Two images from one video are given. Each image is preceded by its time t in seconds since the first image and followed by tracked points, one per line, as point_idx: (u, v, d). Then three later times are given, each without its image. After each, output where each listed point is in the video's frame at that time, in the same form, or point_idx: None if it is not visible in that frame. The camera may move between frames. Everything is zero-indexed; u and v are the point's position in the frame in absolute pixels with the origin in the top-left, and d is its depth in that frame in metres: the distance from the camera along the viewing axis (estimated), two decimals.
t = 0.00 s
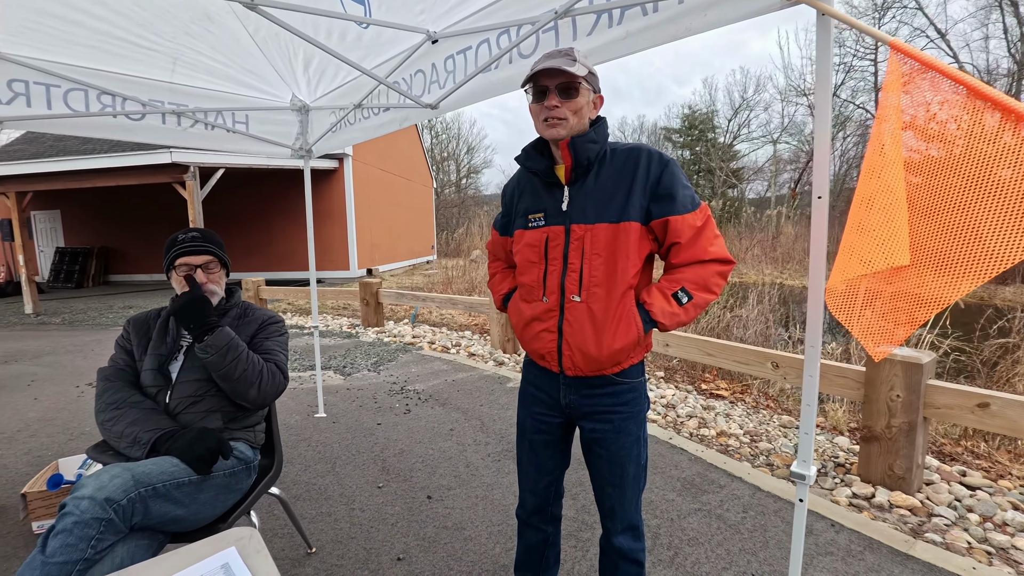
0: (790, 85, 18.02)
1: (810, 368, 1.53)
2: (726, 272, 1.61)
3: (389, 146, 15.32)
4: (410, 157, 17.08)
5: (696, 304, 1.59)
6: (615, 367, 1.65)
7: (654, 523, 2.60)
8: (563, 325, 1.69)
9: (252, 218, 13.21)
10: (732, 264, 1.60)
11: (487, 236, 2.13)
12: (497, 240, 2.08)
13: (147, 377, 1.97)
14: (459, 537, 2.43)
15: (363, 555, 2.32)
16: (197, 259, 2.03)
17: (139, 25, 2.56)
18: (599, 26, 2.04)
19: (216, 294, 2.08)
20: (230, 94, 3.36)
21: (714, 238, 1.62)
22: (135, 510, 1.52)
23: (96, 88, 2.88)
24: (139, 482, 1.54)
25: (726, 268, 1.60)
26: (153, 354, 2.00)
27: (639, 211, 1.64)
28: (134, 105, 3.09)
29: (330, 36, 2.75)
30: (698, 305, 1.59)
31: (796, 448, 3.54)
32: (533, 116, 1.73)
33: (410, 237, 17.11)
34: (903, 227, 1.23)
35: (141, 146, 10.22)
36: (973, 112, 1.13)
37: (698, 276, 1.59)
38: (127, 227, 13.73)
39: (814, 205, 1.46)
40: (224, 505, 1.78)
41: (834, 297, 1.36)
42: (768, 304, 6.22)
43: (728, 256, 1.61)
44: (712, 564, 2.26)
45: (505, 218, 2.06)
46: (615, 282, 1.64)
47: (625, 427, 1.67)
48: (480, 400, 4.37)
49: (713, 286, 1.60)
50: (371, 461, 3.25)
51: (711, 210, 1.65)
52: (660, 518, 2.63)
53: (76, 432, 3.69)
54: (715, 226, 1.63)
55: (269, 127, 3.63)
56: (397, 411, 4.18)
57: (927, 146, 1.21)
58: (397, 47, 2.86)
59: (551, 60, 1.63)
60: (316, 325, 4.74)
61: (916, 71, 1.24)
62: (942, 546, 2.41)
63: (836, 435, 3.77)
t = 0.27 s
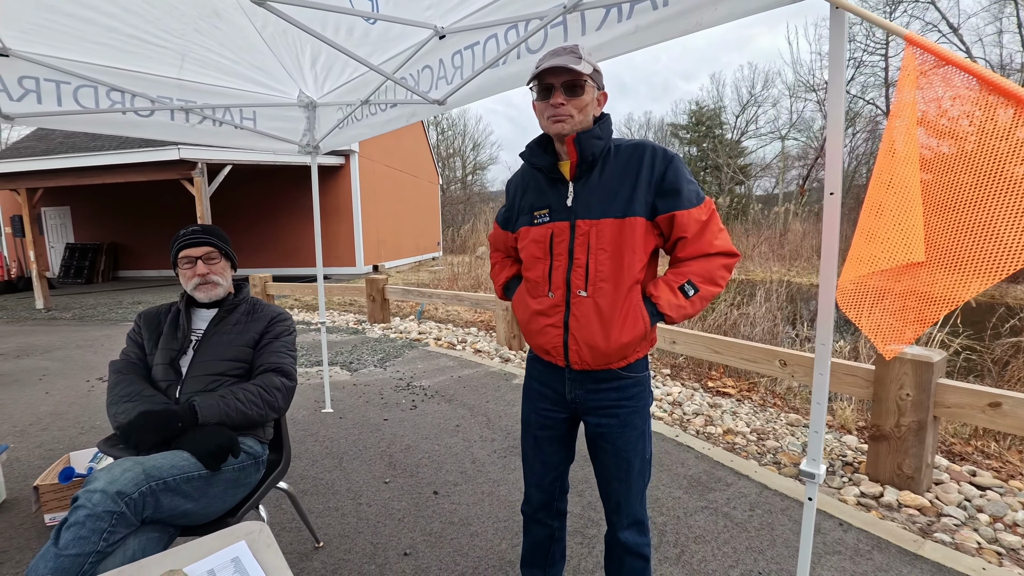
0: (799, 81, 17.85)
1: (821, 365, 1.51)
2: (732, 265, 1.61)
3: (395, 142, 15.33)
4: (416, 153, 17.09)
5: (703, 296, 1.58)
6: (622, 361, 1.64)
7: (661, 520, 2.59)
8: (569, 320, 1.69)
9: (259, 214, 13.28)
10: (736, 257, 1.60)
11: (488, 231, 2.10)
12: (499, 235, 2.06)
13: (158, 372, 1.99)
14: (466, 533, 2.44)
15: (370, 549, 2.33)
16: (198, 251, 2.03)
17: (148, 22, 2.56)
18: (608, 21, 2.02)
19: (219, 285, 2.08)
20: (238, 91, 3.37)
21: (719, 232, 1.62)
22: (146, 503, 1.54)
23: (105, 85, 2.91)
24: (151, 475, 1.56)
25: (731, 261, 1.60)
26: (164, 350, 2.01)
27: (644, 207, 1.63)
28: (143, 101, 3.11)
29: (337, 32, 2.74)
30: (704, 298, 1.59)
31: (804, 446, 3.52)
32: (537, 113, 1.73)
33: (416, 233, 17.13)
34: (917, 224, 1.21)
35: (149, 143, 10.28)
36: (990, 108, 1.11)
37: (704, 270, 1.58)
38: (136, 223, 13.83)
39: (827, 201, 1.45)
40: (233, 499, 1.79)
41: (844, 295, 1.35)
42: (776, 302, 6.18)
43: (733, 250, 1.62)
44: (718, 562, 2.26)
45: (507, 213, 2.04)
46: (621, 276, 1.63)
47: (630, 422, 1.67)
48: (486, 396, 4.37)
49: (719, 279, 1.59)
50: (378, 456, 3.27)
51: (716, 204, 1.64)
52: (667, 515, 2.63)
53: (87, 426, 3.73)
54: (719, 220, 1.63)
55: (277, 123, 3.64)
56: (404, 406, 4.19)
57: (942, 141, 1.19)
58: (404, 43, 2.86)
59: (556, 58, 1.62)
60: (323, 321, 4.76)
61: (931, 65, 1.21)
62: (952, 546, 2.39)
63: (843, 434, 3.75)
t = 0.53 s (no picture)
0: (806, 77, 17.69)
1: (829, 363, 1.51)
2: (736, 263, 1.61)
3: (400, 140, 15.34)
4: (421, 151, 17.10)
5: (706, 294, 1.58)
6: (625, 358, 1.65)
7: (666, 518, 2.59)
8: (573, 317, 1.69)
9: (266, 211, 13.34)
10: (741, 255, 1.59)
11: (494, 228, 2.11)
12: (504, 232, 2.06)
13: (168, 368, 2.01)
14: (471, 529, 2.45)
15: (376, 545, 2.34)
16: (202, 252, 2.04)
17: (155, 20, 2.58)
18: (616, 17, 2.02)
19: (223, 286, 2.08)
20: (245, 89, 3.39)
21: (724, 230, 1.62)
22: (157, 497, 1.55)
23: (114, 83, 2.94)
24: (161, 470, 1.57)
25: (735, 259, 1.60)
26: (174, 346, 2.03)
27: (649, 205, 1.63)
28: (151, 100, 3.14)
29: (344, 29, 2.75)
30: (708, 296, 1.58)
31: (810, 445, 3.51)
32: (543, 112, 1.72)
33: (422, 231, 17.15)
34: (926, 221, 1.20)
35: (157, 141, 10.34)
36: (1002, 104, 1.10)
37: (708, 267, 1.58)
38: (144, 220, 13.93)
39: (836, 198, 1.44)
40: (242, 494, 1.81)
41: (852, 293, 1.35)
42: (783, 300, 6.14)
43: (737, 247, 1.61)
44: (724, 561, 2.26)
45: (512, 210, 2.04)
46: (626, 274, 1.63)
47: (633, 418, 1.67)
48: (492, 394, 4.38)
49: (723, 277, 1.59)
50: (384, 452, 3.28)
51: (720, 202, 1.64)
52: (672, 513, 2.63)
53: (96, 421, 3.77)
54: (724, 218, 1.62)
55: (283, 121, 3.66)
56: (409, 403, 4.21)
57: (953, 138, 1.17)
58: (411, 40, 2.86)
59: (562, 56, 1.62)
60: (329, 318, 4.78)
61: (942, 60, 1.20)
62: (959, 547, 2.38)
63: (850, 433, 3.73)
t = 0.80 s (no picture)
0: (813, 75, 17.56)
1: (834, 363, 1.51)
2: (740, 264, 1.61)
3: (405, 138, 15.36)
4: (426, 149, 17.11)
5: (710, 295, 1.59)
6: (628, 358, 1.65)
7: (671, 517, 2.60)
8: (577, 317, 1.70)
9: (272, 210, 13.40)
10: (745, 256, 1.59)
11: (499, 227, 2.12)
12: (509, 231, 2.07)
13: (177, 366, 2.03)
14: (476, 527, 2.46)
15: (382, 542, 2.36)
16: (210, 251, 2.06)
17: (164, 21, 2.60)
18: (622, 17, 2.02)
19: (229, 285, 2.10)
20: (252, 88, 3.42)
21: (728, 231, 1.62)
22: (168, 492, 1.57)
23: (124, 83, 2.96)
24: (173, 465, 1.59)
25: (739, 260, 1.60)
26: (184, 344, 2.05)
27: (653, 206, 1.63)
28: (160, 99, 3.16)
29: (351, 29, 2.76)
30: (711, 296, 1.59)
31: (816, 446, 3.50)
32: (548, 112, 1.73)
33: (426, 230, 17.18)
34: (934, 222, 1.20)
35: (164, 140, 10.40)
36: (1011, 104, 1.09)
37: (712, 269, 1.59)
38: (151, 219, 14.03)
39: (842, 198, 1.44)
40: (251, 490, 1.83)
41: (858, 293, 1.35)
42: (789, 300, 6.12)
43: (741, 248, 1.61)
44: (729, 560, 2.26)
45: (517, 209, 2.05)
46: (630, 274, 1.64)
47: (637, 416, 1.68)
48: (497, 392, 4.39)
49: (727, 278, 1.60)
50: (389, 450, 3.30)
51: (725, 203, 1.64)
52: (677, 512, 2.63)
53: (106, 417, 3.81)
54: (728, 219, 1.62)
55: (290, 120, 3.68)
56: (415, 401, 4.23)
57: (961, 137, 1.17)
58: (417, 39, 2.87)
59: (567, 57, 1.62)
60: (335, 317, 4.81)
61: (950, 59, 1.19)
62: (966, 548, 2.37)
63: (856, 433, 3.72)
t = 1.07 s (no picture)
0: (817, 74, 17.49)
1: (836, 360, 1.51)
2: (741, 261, 1.61)
3: (408, 137, 15.37)
4: (429, 148, 17.13)
5: (709, 293, 1.59)
6: (628, 354, 1.66)
7: (672, 514, 2.61)
8: (577, 314, 1.71)
9: (275, 208, 13.44)
10: (745, 253, 1.60)
11: (501, 224, 2.13)
12: (511, 228, 2.08)
13: (183, 361, 2.05)
14: (479, 523, 2.47)
15: (385, 537, 2.38)
16: (219, 247, 2.09)
17: (169, 20, 2.61)
18: (626, 15, 2.02)
19: (238, 280, 2.12)
20: (255, 86, 3.43)
21: (728, 228, 1.62)
22: (175, 486, 1.59)
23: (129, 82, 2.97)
24: (179, 459, 1.61)
25: (739, 258, 1.60)
26: (189, 340, 2.07)
27: (653, 203, 1.64)
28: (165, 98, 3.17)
29: (355, 27, 2.78)
30: (710, 294, 1.59)
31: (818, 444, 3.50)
32: (548, 110, 1.73)
33: (429, 228, 17.20)
34: (934, 220, 1.21)
35: (168, 139, 10.44)
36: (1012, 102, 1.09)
37: (711, 266, 1.59)
38: (155, 217, 14.09)
39: (845, 195, 1.45)
40: (256, 484, 1.85)
41: (860, 291, 1.36)
42: (792, 299, 6.11)
43: (741, 246, 1.62)
44: (731, 557, 2.27)
45: (519, 207, 2.06)
46: (629, 272, 1.64)
47: (638, 411, 1.68)
48: (499, 390, 4.40)
49: (726, 275, 1.60)
50: (392, 447, 3.32)
51: (725, 200, 1.64)
52: (678, 510, 2.64)
53: (111, 414, 3.84)
54: (728, 216, 1.63)
55: (293, 119, 3.69)
56: (417, 399, 4.24)
57: (963, 135, 1.18)
58: (420, 38, 2.88)
59: (565, 55, 1.63)
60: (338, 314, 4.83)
61: (953, 58, 1.20)
62: (968, 546, 2.37)
63: (859, 432, 3.72)
